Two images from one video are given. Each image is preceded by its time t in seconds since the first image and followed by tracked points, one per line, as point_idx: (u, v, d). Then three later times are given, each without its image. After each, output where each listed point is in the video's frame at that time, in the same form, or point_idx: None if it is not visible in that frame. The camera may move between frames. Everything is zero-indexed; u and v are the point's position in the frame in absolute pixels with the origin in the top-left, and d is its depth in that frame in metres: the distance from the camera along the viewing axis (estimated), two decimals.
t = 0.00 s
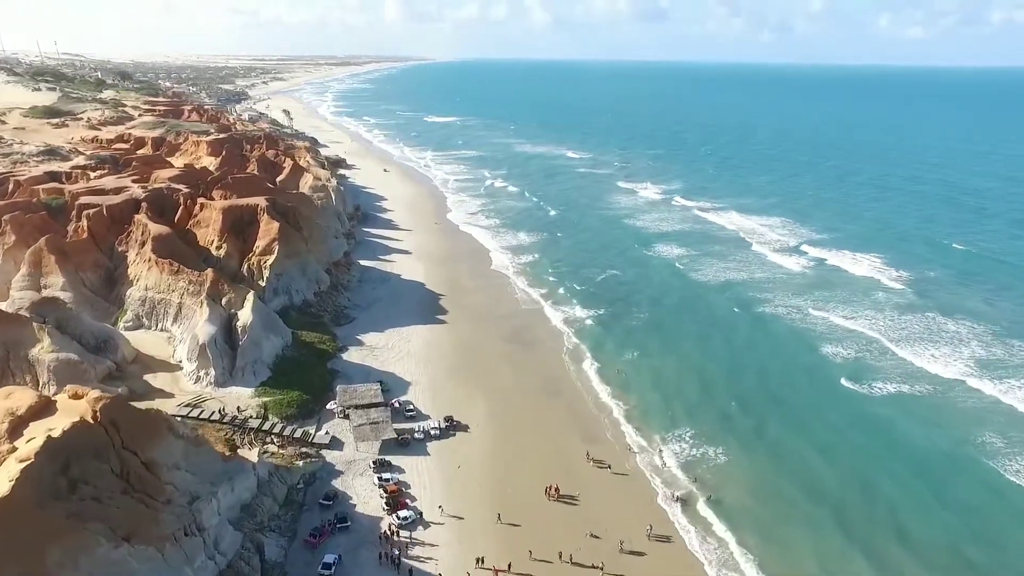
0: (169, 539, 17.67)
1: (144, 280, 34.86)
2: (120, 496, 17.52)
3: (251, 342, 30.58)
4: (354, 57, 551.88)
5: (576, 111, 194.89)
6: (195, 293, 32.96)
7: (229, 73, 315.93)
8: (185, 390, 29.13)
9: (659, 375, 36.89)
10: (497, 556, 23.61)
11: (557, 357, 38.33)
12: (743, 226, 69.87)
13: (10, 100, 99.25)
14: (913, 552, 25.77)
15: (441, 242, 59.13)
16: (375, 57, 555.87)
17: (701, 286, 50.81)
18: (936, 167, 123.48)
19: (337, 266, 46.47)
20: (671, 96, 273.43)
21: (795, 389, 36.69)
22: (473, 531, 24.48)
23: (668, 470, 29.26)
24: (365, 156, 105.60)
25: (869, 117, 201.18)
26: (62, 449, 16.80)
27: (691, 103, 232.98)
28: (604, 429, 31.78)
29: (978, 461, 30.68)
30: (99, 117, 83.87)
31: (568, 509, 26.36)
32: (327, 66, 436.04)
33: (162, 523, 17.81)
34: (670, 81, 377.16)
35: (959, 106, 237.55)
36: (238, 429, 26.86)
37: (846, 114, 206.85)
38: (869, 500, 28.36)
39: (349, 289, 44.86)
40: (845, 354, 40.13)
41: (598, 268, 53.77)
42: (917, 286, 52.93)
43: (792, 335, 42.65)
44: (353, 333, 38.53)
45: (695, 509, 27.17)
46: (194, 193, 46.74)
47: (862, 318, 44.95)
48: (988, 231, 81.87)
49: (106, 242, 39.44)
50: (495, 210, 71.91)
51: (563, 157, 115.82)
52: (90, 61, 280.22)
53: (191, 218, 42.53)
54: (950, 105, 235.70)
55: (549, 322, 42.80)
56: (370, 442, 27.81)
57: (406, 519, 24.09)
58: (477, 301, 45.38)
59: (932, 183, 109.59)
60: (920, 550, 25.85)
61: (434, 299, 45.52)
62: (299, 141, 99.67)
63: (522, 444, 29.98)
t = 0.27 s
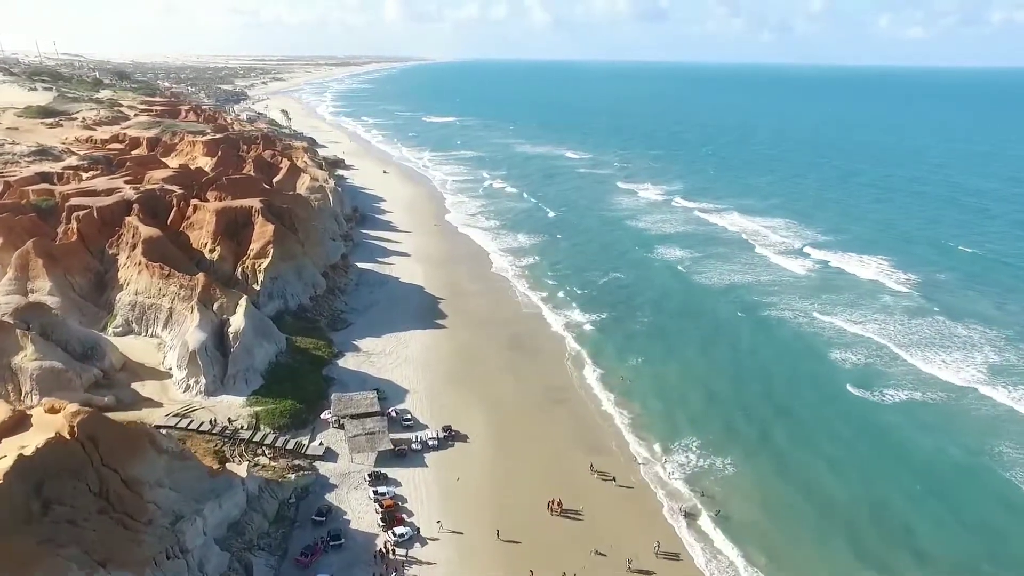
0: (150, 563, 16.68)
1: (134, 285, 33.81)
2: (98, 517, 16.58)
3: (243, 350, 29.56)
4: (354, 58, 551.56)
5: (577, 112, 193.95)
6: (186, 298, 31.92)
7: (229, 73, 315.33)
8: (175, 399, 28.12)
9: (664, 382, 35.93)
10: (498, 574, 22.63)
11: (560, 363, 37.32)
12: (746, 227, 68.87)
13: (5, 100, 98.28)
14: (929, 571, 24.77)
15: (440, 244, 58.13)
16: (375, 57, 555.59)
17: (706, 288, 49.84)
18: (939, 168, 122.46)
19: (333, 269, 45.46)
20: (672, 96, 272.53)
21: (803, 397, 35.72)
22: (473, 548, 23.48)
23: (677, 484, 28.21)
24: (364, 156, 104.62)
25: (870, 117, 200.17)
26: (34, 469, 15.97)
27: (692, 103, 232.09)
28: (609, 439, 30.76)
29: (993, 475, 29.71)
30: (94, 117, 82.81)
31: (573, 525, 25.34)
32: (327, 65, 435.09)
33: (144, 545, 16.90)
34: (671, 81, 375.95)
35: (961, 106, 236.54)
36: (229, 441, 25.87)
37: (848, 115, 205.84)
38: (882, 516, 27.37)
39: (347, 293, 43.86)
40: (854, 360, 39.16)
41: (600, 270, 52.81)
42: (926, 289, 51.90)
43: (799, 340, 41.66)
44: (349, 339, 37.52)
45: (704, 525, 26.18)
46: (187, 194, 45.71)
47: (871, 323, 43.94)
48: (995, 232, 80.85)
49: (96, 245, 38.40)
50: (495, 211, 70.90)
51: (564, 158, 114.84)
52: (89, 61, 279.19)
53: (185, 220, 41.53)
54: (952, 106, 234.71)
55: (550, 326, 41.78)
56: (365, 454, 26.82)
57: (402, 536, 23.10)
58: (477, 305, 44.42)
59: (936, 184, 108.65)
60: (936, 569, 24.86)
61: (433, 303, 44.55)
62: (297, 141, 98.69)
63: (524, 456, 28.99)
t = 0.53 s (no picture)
0: None
1: (122, 290, 32.61)
2: (67, 547, 15.55)
3: (233, 358, 28.38)
4: (354, 58, 551.03)
5: (578, 112, 192.89)
6: (174, 304, 30.72)
7: (229, 73, 314.62)
8: (161, 410, 26.96)
9: (670, 390, 34.80)
10: None
11: (563, 370, 36.15)
12: (750, 228, 67.60)
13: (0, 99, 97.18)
14: None
15: (440, 246, 56.95)
16: (375, 58, 555.13)
17: (711, 292, 48.66)
18: (943, 169, 121.25)
19: (329, 273, 44.24)
20: (672, 97, 271.31)
21: (813, 405, 34.59)
22: (472, 568, 22.31)
23: (685, 498, 27.04)
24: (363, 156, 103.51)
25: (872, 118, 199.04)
26: None
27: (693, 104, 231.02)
28: (614, 451, 29.56)
29: (1014, 489, 28.52)
30: (89, 117, 81.57)
31: (577, 543, 24.14)
32: (327, 66, 434.05)
33: None
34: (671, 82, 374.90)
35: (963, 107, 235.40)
36: (217, 454, 24.74)
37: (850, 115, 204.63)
38: (899, 533, 26.18)
39: (343, 298, 42.65)
40: (866, 367, 38.01)
41: (603, 273, 51.61)
42: (938, 292, 50.68)
43: (808, 347, 40.50)
44: (345, 345, 36.35)
45: (714, 542, 24.98)
46: (180, 196, 44.52)
47: (882, 328, 42.74)
48: (1003, 234, 79.60)
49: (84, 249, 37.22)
50: (495, 212, 69.71)
51: (565, 158, 113.66)
52: (87, 61, 278.06)
53: (177, 222, 40.35)
54: (954, 107, 233.57)
55: (553, 331, 40.61)
56: (360, 468, 25.65)
57: (398, 558, 21.90)
58: (477, 310, 43.29)
59: (942, 185, 107.36)
60: None
61: (431, 307, 43.39)
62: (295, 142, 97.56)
63: (526, 468, 27.83)
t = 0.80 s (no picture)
0: None
1: (107, 296, 31.27)
2: None
3: (221, 369, 27.08)
4: (354, 58, 550.41)
5: (579, 113, 191.77)
6: (161, 311, 29.36)
7: (228, 74, 314.03)
8: (145, 424, 25.66)
9: (678, 401, 33.54)
10: None
11: (568, 379, 34.83)
12: (755, 230, 66.26)
13: None
14: None
15: (439, 249, 55.71)
16: (375, 59, 554.17)
17: (717, 297, 47.37)
18: (947, 169, 120.01)
19: (324, 277, 42.90)
20: (673, 97, 270.13)
21: (826, 416, 33.32)
22: None
23: (695, 517, 25.75)
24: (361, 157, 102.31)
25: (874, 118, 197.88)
26: None
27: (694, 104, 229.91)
28: (621, 467, 28.24)
29: None
30: (82, 117, 80.12)
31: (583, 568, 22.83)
32: (326, 66, 432.57)
33: None
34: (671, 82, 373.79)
35: (965, 108, 234.06)
36: (202, 471, 23.46)
37: (852, 116, 203.44)
38: (919, 556, 24.92)
39: (338, 303, 41.31)
40: (879, 375, 36.73)
41: (605, 277, 50.33)
42: (949, 295, 49.38)
43: (820, 354, 39.25)
44: (340, 353, 35.06)
45: (727, 566, 23.67)
46: (171, 197, 43.20)
47: (894, 335, 41.44)
48: (1012, 236, 78.33)
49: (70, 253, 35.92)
50: (495, 214, 68.43)
51: (565, 159, 112.38)
52: (84, 62, 276.47)
53: (167, 225, 39.01)
54: (955, 108, 232.51)
55: (555, 337, 39.31)
56: (353, 485, 24.37)
57: None
58: (477, 315, 42.01)
59: (948, 186, 106.03)
60: None
61: (430, 312, 42.10)
62: (292, 142, 96.34)
63: (529, 486, 26.53)
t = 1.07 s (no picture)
0: None
1: (92, 302, 30.07)
2: None
3: (209, 379, 25.90)
4: (354, 58, 548.94)
5: (580, 113, 190.58)
6: (147, 318, 28.17)
7: (228, 73, 313.04)
8: (129, 437, 24.50)
9: (685, 411, 32.33)
10: None
11: (572, 387, 33.62)
12: (760, 232, 65.03)
13: None
14: None
15: (438, 251, 54.51)
16: (375, 59, 552.54)
17: (723, 301, 46.17)
18: (952, 170, 118.78)
19: (319, 281, 41.64)
20: (673, 98, 269.02)
21: (839, 427, 32.10)
22: None
23: (705, 535, 24.57)
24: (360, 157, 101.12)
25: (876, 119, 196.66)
26: None
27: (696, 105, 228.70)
28: (627, 481, 27.04)
29: None
30: (76, 117, 78.88)
31: None
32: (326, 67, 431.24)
33: None
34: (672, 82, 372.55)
35: (968, 108, 232.70)
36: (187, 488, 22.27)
37: (855, 116, 202.07)
38: None
39: (334, 308, 40.04)
40: (893, 383, 35.51)
41: (608, 281, 49.12)
42: (961, 299, 48.14)
43: (832, 361, 38.04)
44: (335, 360, 33.88)
45: None
46: (162, 199, 41.99)
47: (907, 340, 40.23)
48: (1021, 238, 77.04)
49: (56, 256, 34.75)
50: (496, 216, 67.21)
51: (566, 160, 111.18)
52: (83, 62, 275.25)
53: (158, 227, 37.86)
54: (957, 108, 231.30)
55: (558, 343, 38.11)
56: (347, 503, 23.23)
57: None
58: (478, 319, 40.80)
59: (954, 187, 104.75)
60: None
61: (429, 317, 40.89)
62: (290, 142, 95.15)
63: (530, 502, 25.33)
